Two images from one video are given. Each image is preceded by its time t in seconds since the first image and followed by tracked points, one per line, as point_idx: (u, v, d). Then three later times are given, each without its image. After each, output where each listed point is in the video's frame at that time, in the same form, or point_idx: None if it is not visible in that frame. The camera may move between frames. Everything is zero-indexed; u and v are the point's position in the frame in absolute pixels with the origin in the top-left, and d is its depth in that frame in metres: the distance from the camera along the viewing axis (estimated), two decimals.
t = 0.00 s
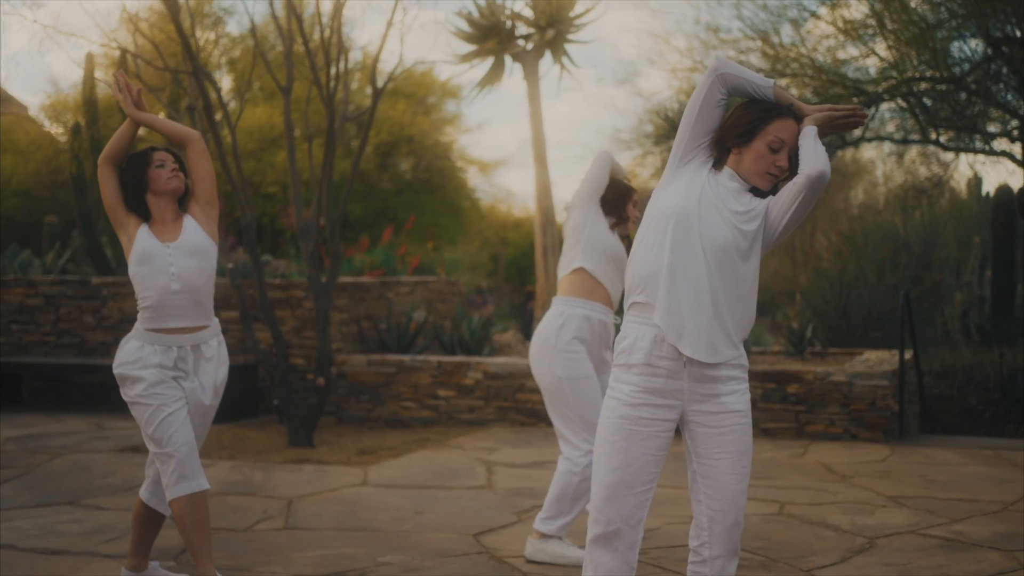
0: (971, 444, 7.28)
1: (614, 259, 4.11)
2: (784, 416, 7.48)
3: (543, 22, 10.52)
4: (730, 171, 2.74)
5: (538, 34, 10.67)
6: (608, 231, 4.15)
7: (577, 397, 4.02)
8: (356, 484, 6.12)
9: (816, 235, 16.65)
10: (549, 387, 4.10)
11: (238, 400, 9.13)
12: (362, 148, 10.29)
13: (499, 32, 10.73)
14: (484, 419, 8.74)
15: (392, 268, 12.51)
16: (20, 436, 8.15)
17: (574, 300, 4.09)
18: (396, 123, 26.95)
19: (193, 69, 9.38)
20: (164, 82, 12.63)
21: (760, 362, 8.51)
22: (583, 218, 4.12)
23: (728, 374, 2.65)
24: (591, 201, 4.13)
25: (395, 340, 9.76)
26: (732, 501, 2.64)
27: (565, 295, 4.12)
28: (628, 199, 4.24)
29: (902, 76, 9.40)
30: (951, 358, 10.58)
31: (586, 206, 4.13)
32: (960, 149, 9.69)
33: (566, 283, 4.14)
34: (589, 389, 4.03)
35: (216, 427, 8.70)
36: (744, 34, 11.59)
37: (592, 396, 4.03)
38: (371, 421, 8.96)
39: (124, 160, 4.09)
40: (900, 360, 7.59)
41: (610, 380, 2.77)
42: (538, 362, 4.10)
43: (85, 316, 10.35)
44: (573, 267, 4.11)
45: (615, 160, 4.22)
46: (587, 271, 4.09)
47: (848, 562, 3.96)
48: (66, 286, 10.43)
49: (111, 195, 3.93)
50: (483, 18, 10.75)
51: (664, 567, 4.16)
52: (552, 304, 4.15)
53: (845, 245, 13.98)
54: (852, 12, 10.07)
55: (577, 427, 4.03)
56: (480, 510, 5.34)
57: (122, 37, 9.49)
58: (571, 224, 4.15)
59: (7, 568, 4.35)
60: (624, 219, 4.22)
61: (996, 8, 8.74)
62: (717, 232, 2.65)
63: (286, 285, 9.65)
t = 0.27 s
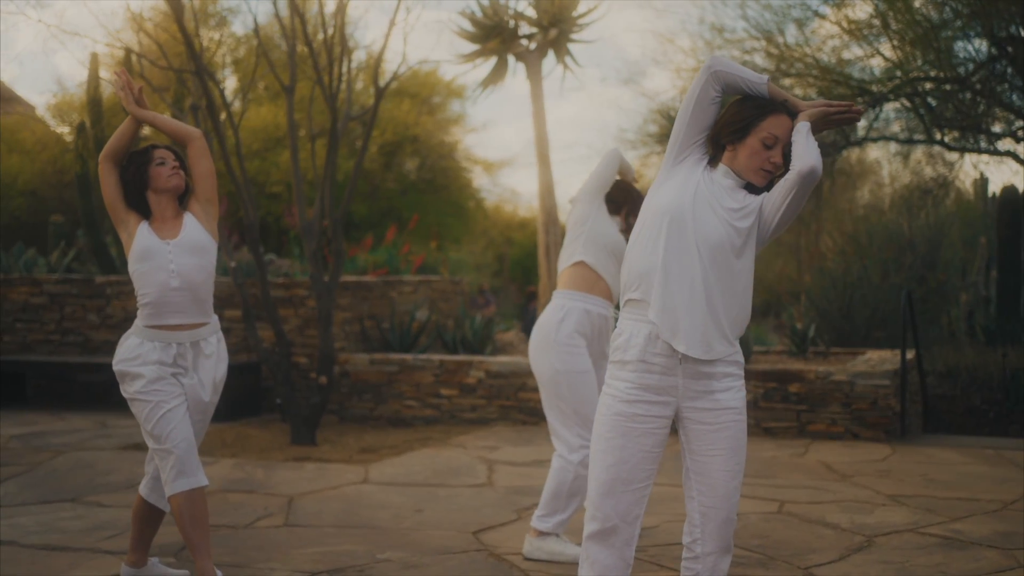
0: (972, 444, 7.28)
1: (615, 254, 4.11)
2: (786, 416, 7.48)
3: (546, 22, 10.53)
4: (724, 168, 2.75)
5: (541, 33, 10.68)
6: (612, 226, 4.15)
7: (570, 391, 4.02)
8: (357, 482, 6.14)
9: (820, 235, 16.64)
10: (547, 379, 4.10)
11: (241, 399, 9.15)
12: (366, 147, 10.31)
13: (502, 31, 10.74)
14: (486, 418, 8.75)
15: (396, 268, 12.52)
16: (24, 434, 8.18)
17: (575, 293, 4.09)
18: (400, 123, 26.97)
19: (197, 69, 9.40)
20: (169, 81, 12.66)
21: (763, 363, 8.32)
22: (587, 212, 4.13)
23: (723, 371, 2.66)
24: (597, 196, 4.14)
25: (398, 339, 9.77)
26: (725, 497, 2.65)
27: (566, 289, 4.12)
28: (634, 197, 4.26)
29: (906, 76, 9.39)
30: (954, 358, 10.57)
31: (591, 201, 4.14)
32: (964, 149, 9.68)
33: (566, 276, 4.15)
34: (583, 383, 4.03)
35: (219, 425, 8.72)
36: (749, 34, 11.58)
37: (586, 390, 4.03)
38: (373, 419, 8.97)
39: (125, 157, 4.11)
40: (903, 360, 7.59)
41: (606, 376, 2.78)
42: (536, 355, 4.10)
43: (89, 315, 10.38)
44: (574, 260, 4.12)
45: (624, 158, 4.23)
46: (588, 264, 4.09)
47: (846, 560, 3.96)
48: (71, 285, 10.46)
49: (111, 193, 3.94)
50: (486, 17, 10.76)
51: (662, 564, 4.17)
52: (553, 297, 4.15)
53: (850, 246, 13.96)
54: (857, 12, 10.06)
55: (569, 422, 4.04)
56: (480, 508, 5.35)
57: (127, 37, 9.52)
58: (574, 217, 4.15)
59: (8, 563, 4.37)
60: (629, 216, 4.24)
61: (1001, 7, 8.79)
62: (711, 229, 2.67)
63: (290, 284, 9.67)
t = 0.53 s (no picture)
0: (975, 444, 7.27)
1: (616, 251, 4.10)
2: (788, 416, 7.48)
3: (549, 21, 10.54)
4: (722, 167, 2.76)
5: (544, 33, 10.68)
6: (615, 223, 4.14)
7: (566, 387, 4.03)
8: (359, 481, 6.15)
9: (823, 235, 16.62)
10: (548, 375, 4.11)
11: (245, 398, 9.17)
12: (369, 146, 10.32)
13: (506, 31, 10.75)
14: (489, 417, 8.77)
15: (399, 267, 12.54)
16: (27, 432, 8.20)
17: (576, 290, 4.10)
18: (404, 123, 26.99)
19: (201, 69, 9.43)
20: (173, 81, 12.69)
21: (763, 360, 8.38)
22: (592, 209, 4.13)
23: (720, 370, 2.67)
24: (603, 194, 4.13)
25: (401, 338, 9.78)
26: (722, 495, 2.67)
27: (568, 285, 4.14)
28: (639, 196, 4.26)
29: (910, 76, 9.38)
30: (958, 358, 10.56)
31: (595, 199, 4.14)
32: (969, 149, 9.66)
33: (568, 272, 4.16)
34: (581, 379, 4.03)
35: (222, 424, 8.74)
36: (753, 34, 11.58)
37: (583, 386, 4.03)
38: (376, 419, 8.98)
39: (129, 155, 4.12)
40: (905, 360, 7.58)
41: (604, 375, 2.79)
42: (537, 350, 4.11)
43: (93, 314, 10.41)
44: (575, 257, 4.13)
45: (632, 158, 4.22)
46: (589, 261, 4.10)
47: (845, 560, 3.96)
48: (75, 284, 10.48)
49: (114, 191, 3.95)
50: (490, 17, 10.77)
51: (662, 563, 4.18)
52: (555, 293, 4.17)
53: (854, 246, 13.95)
54: (862, 12, 10.06)
55: (565, 418, 4.05)
56: (481, 507, 5.36)
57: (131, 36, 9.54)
58: (578, 213, 4.16)
59: (10, 561, 4.38)
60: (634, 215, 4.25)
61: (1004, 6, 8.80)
62: (709, 229, 2.67)
63: (293, 283, 9.69)
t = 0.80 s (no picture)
0: (977, 445, 7.27)
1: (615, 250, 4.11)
2: (790, 416, 7.48)
3: (553, 22, 10.55)
4: (720, 168, 2.77)
5: (548, 33, 10.69)
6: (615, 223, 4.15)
7: (561, 385, 4.05)
8: (361, 480, 6.17)
9: (828, 236, 16.62)
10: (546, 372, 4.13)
11: (249, 397, 9.19)
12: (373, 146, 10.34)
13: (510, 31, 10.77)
14: (492, 417, 8.78)
15: (403, 267, 12.55)
16: (32, 431, 8.23)
17: (576, 289, 4.12)
18: (410, 122, 27.01)
19: (206, 69, 9.45)
20: (179, 82, 12.73)
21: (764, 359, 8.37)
22: (593, 209, 4.14)
23: (717, 370, 2.68)
24: (605, 194, 4.14)
25: (405, 338, 9.78)
26: (719, 495, 2.68)
27: (567, 283, 4.16)
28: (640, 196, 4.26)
29: (915, 76, 9.37)
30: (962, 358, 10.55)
31: (596, 198, 4.15)
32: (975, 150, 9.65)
33: (567, 270, 4.18)
34: (578, 377, 4.05)
35: (226, 423, 8.76)
36: (758, 34, 11.58)
37: (579, 383, 4.05)
38: (379, 418, 9.00)
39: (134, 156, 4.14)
40: (908, 360, 7.57)
41: (602, 376, 2.80)
42: (536, 347, 4.13)
43: (99, 313, 10.44)
44: (574, 255, 4.14)
45: (639, 158, 4.17)
46: (588, 259, 4.11)
47: (846, 560, 3.97)
48: (80, 283, 10.51)
49: (118, 192, 3.97)
50: (494, 17, 10.79)
51: (662, 563, 4.19)
52: (555, 292, 4.18)
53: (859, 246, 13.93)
54: (867, 12, 10.05)
55: (561, 416, 4.07)
56: (483, 507, 5.37)
57: (136, 36, 9.56)
58: (578, 212, 4.18)
59: (13, 558, 4.40)
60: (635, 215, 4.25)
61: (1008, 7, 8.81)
62: (705, 230, 2.69)
63: (297, 282, 9.71)
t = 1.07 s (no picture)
0: (980, 445, 7.26)
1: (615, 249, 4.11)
2: (793, 416, 7.48)
3: (556, 22, 10.56)
4: (717, 168, 2.78)
5: (552, 33, 10.70)
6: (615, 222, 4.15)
7: (556, 383, 4.07)
8: (363, 479, 6.18)
9: (832, 236, 16.61)
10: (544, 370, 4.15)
11: (253, 396, 9.22)
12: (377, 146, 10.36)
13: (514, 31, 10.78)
14: (495, 416, 8.80)
15: (407, 267, 12.57)
16: (36, 430, 8.26)
17: (574, 287, 4.13)
18: (415, 122, 27.03)
19: (210, 69, 9.48)
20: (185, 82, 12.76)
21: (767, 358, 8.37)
22: (592, 208, 4.14)
23: (715, 369, 2.69)
24: (604, 194, 4.13)
25: (409, 337, 9.78)
26: (716, 494, 2.68)
27: (564, 282, 4.17)
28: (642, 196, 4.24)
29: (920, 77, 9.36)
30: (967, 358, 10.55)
31: (596, 197, 4.15)
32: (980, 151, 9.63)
33: (564, 269, 4.20)
34: (574, 375, 4.06)
35: (229, 422, 8.78)
36: (763, 34, 11.59)
37: (574, 381, 4.06)
38: (383, 417, 9.02)
39: (137, 156, 4.15)
40: (912, 360, 7.57)
41: (600, 375, 2.81)
42: (534, 345, 4.14)
43: (104, 312, 10.48)
44: (572, 253, 4.15)
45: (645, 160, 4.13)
46: (586, 257, 4.12)
47: (845, 559, 3.97)
48: (86, 282, 10.55)
49: (121, 191, 3.98)
50: (498, 17, 10.80)
51: (661, 562, 4.20)
52: (552, 290, 4.20)
53: (864, 246, 13.93)
54: (873, 12, 10.04)
55: (557, 414, 4.08)
56: (484, 505, 5.38)
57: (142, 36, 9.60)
58: (577, 210, 4.19)
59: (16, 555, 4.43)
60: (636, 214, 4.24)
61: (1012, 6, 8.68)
62: (703, 230, 2.70)
63: (301, 282, 9.73)
